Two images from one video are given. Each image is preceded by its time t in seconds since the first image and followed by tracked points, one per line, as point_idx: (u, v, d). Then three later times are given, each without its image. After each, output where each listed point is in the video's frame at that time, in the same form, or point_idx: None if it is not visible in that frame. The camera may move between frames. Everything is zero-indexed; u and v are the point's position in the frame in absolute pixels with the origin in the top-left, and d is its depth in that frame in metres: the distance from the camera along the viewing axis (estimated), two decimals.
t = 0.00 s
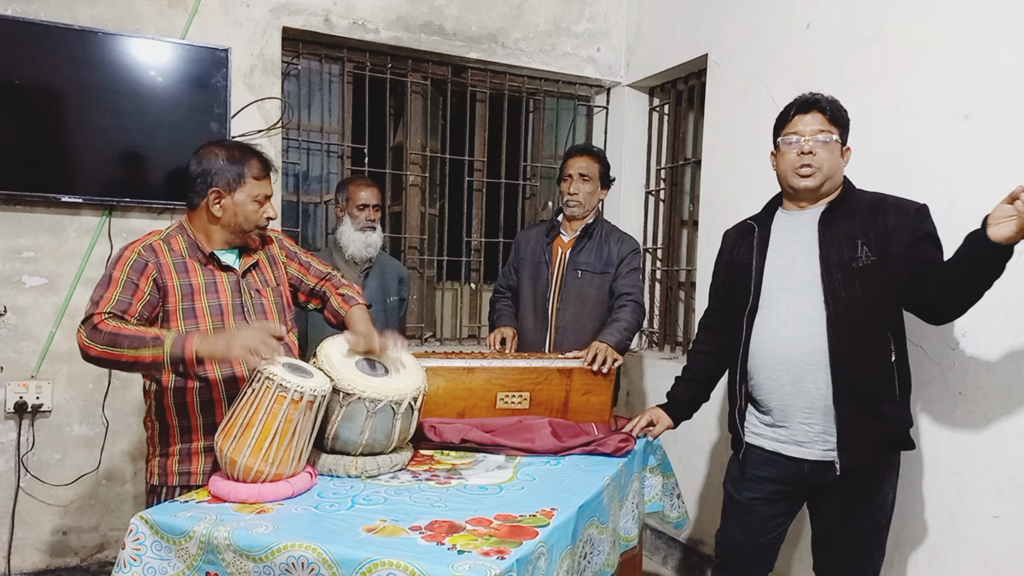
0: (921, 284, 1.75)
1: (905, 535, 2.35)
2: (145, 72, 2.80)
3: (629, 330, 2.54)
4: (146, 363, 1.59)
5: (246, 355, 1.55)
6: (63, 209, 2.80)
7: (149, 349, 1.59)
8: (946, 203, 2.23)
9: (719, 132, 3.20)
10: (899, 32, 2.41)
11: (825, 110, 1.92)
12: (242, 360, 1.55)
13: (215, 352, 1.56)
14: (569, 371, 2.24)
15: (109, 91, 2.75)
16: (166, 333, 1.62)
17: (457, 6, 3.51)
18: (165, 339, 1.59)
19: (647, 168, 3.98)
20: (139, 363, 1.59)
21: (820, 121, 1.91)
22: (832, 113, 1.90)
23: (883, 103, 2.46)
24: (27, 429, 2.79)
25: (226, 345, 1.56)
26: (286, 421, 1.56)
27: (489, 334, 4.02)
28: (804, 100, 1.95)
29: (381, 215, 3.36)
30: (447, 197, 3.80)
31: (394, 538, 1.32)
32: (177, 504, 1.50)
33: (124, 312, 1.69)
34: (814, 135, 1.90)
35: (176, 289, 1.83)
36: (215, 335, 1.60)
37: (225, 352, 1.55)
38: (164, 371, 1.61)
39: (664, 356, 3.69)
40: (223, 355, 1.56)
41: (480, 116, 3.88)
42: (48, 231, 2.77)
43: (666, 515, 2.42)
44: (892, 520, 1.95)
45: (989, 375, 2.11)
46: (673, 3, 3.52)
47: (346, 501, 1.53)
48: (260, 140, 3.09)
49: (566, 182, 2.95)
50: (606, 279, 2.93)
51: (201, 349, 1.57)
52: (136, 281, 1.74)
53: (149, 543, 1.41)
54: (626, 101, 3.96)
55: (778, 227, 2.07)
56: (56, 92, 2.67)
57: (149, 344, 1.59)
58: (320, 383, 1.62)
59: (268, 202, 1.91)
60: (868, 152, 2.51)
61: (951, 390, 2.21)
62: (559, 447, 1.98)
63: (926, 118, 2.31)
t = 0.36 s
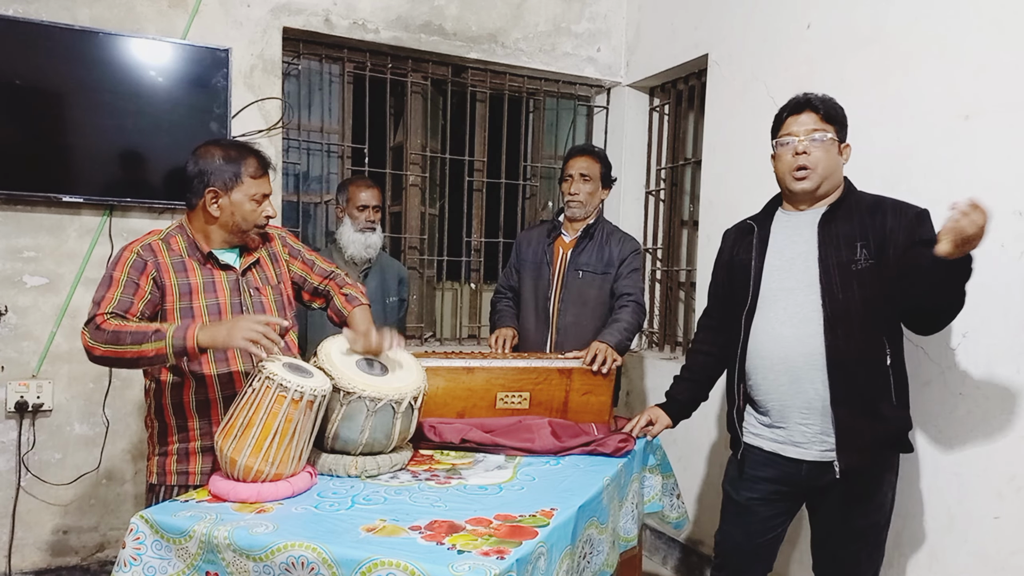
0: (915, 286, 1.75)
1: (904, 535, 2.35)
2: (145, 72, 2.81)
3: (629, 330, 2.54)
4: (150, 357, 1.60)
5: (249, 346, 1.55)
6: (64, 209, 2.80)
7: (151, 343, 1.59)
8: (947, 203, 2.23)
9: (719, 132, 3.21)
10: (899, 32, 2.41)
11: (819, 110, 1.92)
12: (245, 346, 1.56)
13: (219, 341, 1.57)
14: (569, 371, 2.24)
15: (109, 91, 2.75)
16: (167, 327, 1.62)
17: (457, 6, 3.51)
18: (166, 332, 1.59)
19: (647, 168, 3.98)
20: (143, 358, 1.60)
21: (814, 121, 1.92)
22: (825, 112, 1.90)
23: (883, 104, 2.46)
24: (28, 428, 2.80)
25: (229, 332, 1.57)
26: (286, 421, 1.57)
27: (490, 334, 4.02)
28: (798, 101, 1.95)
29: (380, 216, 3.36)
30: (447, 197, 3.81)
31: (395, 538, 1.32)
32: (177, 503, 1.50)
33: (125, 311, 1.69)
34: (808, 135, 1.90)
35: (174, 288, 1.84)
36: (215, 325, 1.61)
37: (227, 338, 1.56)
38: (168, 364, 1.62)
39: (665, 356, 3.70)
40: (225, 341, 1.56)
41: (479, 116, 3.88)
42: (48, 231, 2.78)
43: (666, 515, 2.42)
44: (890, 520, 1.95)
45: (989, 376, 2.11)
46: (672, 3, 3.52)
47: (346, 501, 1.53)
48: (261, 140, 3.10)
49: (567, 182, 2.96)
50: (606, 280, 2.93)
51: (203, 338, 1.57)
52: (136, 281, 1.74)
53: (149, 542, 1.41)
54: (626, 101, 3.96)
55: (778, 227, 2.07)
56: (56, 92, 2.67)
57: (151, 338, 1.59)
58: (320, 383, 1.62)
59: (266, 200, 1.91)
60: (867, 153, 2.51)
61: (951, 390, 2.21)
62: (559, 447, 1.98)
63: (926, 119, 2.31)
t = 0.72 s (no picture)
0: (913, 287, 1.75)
1: (902, 535, 2.36)
2: (145, 72, 2.81)
3: (629, 330, 2.54)
4: (151, 366, 1.60)
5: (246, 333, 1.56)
6: (63, 209, 2.80)
7: (151, 352, 1.59)
8: (946, 204, 2.23)
9: (719, 133, 3.21)
10: (899, 32, 2.41)
11: (819, 110, 1.92)
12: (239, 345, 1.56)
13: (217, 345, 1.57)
14: (569, 372, 2.24)
15: (109, 91, 2.75)
16: (168, 336, 1.63)
17: (457, 6, 3.51)
18: (166, 341, 1.60)
19: (647, 168, 3.98)
20: (143, 367, 1.61)
21: (815, 120, 1.92)
22: (825, 112, 1.91)
23: (882, 104, 2.46)
24: (26, 428, 2.79)
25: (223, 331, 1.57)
26: (286, 421, 1.56)
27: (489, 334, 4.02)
28: (799, 101, 1.95)
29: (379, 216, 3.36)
30: (447, 197, 3.81)
31: (394, 538, 1.32)
32: (176, 503, 1.50)
33: (125, 315, 1.69)
34: (807, 135, 1.91)
35: (177, 287, 1.83)
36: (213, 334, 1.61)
37: (223, 341, 1.56)
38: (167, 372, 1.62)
39: (664, 356, 3.70)
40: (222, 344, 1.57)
41: (479, 116, 3.88)
42: (47, 230, 2.77)
43: (665, 515, 2.42)
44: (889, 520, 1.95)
45: (988, 376, 2.11)
46: (672, 4, 3.53)
47: (346, 501, 1.53)
48: (260, 140, 3.09)
49: (570, 187, 2.93)
50: (606, 281, 2.94)
51: (202, 347, 1.58)
52: (137, 283, 1.74)
53: (148, 542, 1.41)
54: (626, 101, 3.96)
55: (776, 226, 2.07)
56: (56, 92, 2.67)
57: (150, 347, 1.60)
58: (320, 383, 1.62)
59: (268, 200, 1.91)
60: (867, 153, 2.51)
61: (951, 391, 2.21)
62: (558, 447, 1.98)
63: (925, 119, 2.31)
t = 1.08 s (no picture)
0: (911, 287, 1.75)
1: (901, 535, 2.36)
2: (145, 71, 2.80)
3: (628, 330, 2.54)
4: (151, 364, 1.59)
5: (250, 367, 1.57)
6: (62, 208, 2.79)
7: (154, 351, 1.59)
8: (945, 204, 2.23)
9: (719, 133, 3.21)
10: (899, 33, 2.41)
11: (814, 111, 1.92)
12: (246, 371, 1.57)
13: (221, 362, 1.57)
14: (569, 372, 2.24)
15: (108, 90, 2.74)
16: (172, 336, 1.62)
17: (457, 6, 3.51)
18: (171, 342, 1.59)
19: (647, 168, 3.98)
20: (142, 363, 1.59)
21: (810, 121, 1.92)
22: (820, 112, 1.91)
23: (882, 105, 2.46)
24: (25, 427, 2.79)
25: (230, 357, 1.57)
26: (285, 420, 1.56)
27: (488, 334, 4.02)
28: (793, 103, 1.95)
29: (377, 216, 3.35)
30: (447, 196, 3.81)
31: (393, 537, 1.32)
32: (175, 502, 1.49)
33: (129, 307, 1.68)
34: (803, 136, 1.90)
35: (177, 283, 1.83)
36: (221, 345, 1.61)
37: (229, 361, 1.56)
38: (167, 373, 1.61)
39: (663, 356, 3.70)
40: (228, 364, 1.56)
41: (479, 116, 3.88)
42: (46, 229, 2.77)
43: (664, 515, 2.42)
44: (887, 520, 1.95)
45: (988, 377, 2.11)
46: (673, 4, 3.53)
47: (345, 500, 1.52)
48: (260, 139, 3.09)
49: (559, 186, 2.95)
50: (604, 280, 2.94)
51: (207, 356, 1.58)
52: (140, 276, 1.74)
53: (147, 541, 1.41)
54: (626, 102, 3.96)
55: (776, 227, 2.07)
56: (54, 91, 2.67)
57: (155, 345, 1.59)
58: (319, 382, 1.62)
59: (268, 201, 1.90)
60: (866, 153, 2.51)
61: (950, 391, 2.21)
62: (558, 447, 1.98)
63: (925, 120, 2.31)
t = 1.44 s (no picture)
0: (908, 287, 1.75)
1: (900, 535, 2.36)
2: (145, 71, 2.80)
3: (626, 329, 2.55)
4: (149, 357, 1.60)
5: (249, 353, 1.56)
6: (61, 208, 2.79)
7: (150, 343, 1.59)
8: (945, 204, 2.24)
9: (719, 133, 3.21)
10: (899, 33, 2.41)
11: (813, 112, 1.92)
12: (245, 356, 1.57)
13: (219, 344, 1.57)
14: (566, 366, 2.24)
15: (108, 90, 2.75)
16: (167, 326, 1.62)
17: (457, 6, 3.51)
18: (166, 331, 1.59)
19: (646, 168, 3.99)
20: (141, 357, 1.60)
21: (809, 122, 1.92)
22: (819, 113, 1.91)
23: (881, 105, 2.46)
24: (25, 427, 2.79)
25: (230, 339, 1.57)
26: (285, 420, 1.56)
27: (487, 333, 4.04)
28: (792, 104, 1.96)
29: (376, 216, 3.35)
30: (446, 196, 3.81)
31: (393, 537, 1.32)
32: (175, 502, 1.49)
33: (125, 310, 1.68)
34: (802, 137, 1.91)
35: (178, 285, 1.84)
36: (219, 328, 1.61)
37: (228, 345, 1.56)
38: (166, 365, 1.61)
39: (663, 356, 3.70)
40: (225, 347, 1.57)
41: (479, 116, 3.88)
42: (46, 229, 2.77)
43: (664, 515, 2.42)
44: (886, 519, 1.95)
45: (987, 377, 2.11)
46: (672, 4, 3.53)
47: (345, 500, 1.53)
48: (259, 139, 3.09)
49: (561, 186, 2.92)
50: (599, 279, 2.95)
51: (204, 339, 1.57)
52: (138, 279, 1.74)
53: (147, 541, 1.41)
54: (626, 101, 3.96)
55: (775, 227, 2.07)
56: (54, 91, 2.67)
57: (150, 337, 1.59)
58: (319, 382, 1.62)
59: (268, 200, 1.90)
60: (866, 153, 2.51)
61: (950, 391, 2.21)
62: (558, 446, 1.98)
63: (925, 120, 2.31)
